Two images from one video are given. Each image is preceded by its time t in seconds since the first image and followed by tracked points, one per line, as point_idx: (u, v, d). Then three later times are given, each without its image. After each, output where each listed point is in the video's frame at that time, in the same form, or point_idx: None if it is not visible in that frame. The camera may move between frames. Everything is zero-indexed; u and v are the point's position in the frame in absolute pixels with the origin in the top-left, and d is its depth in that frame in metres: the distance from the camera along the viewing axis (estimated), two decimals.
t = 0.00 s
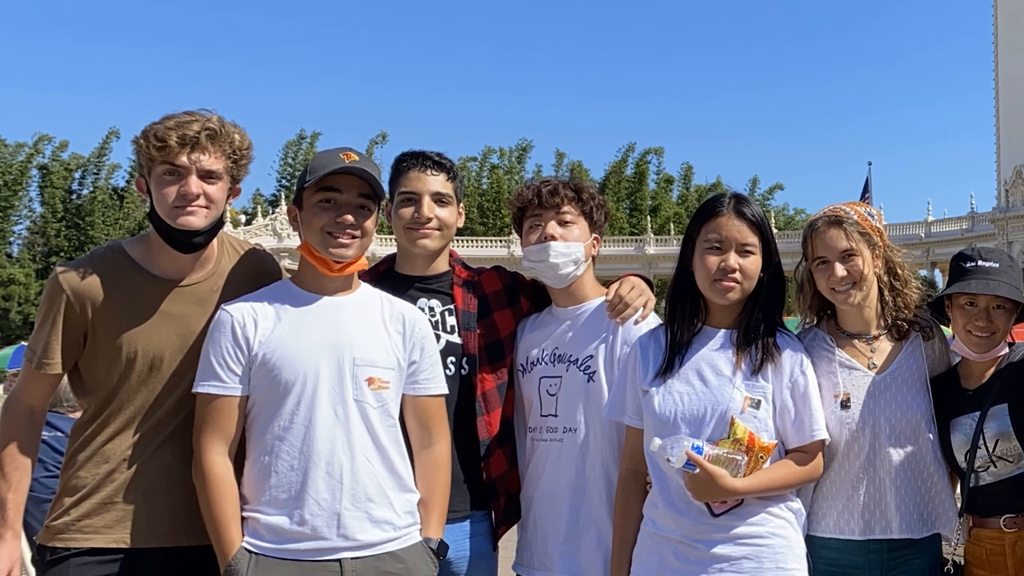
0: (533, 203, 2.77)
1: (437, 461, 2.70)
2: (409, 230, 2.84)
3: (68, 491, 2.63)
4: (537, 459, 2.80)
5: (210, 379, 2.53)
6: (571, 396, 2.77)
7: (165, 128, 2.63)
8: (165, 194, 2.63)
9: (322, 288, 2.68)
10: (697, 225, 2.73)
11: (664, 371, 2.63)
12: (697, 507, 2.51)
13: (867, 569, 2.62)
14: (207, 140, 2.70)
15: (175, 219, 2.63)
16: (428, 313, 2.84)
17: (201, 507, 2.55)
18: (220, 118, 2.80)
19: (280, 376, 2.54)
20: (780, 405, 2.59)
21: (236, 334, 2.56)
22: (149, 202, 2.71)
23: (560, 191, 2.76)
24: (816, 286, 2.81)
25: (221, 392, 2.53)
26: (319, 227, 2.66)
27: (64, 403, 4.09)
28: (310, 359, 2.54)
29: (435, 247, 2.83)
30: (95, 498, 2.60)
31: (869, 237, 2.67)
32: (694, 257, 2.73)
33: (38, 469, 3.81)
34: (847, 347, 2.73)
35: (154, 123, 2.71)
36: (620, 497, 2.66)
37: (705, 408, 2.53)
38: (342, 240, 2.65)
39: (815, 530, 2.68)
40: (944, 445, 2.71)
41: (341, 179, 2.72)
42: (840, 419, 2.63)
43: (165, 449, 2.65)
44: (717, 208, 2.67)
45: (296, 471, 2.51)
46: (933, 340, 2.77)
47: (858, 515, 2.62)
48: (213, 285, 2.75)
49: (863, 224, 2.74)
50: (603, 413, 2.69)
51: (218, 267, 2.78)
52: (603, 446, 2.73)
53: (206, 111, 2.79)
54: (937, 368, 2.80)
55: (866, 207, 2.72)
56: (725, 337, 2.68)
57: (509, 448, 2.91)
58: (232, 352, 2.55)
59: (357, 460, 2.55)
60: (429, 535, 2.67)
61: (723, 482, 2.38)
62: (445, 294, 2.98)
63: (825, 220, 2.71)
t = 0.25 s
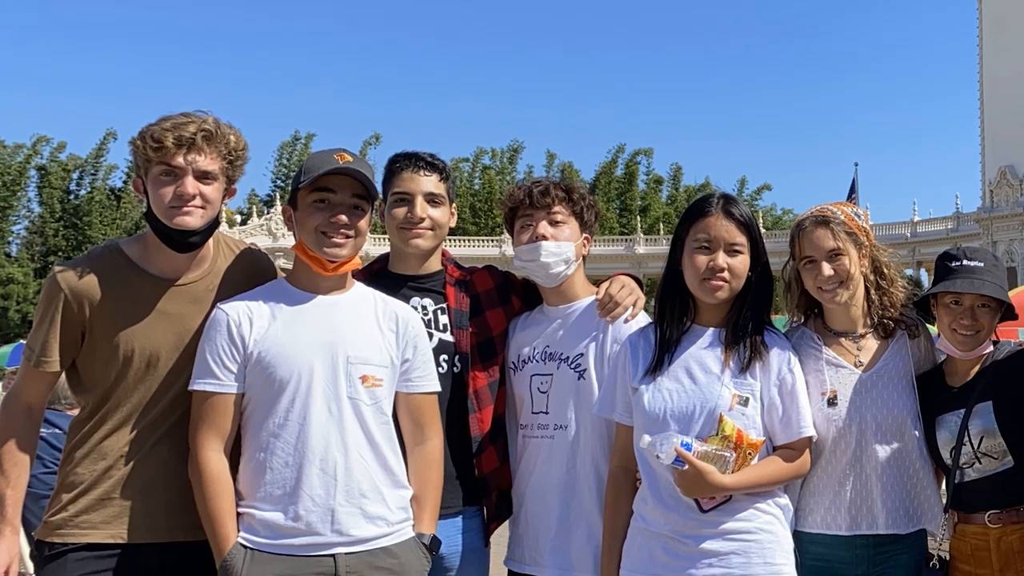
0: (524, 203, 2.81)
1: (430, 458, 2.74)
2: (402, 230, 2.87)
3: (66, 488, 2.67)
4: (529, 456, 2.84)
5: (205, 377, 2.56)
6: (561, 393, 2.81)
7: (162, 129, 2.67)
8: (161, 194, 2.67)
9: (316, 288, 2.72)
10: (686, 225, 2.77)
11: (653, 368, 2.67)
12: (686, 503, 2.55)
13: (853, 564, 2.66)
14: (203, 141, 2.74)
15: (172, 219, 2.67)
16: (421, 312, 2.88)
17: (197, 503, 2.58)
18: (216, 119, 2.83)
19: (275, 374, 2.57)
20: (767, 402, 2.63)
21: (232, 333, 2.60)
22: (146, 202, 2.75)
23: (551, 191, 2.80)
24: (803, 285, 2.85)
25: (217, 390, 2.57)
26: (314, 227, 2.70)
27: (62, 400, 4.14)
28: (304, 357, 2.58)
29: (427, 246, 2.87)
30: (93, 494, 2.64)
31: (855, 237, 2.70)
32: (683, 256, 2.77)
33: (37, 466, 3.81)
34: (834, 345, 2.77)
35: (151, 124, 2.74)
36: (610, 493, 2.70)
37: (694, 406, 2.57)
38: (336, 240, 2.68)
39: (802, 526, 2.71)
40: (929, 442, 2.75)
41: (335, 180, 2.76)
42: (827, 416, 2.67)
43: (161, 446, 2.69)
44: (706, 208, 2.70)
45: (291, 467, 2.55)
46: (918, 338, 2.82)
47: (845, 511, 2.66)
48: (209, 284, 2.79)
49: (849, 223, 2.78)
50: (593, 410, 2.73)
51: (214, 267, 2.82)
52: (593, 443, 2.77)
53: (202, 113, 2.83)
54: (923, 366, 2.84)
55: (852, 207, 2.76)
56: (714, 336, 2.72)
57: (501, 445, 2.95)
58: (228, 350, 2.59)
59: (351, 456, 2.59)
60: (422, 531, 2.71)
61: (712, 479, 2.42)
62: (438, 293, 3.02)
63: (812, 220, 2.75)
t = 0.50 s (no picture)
0: (515, 203, 2.84)
1: (422, 454, 2.78)
2: (395, 230, 2.91)
3: (64, 484, 2.71)
4: (520, 452, 2.88)
5: (201, 374, 2.60)
6: (552, 390, 2.85)
7: (158, 131, 2.71)
8: (158, 195, 2.71)
9: (310, 287, 2.76)
10: (675, 225, 2.81)
11: (642, 366, 2.71)
12: (675, 499, 2.59)
13: (840, 559, 2.70)
14: (199, 143, 2.78)
15: (168, 219, 2.70)
16: (414, 311, 2.92)
17: (193, 499, 2.62)
18: (212, 120, 2.87)
19: (269, 371, 2.61)
20: (755, 400, 2.66)
21: (227, 331, 2.64)
22: (143, 203, 2.79)
23: (542, 192, 2.84)
24: (790, 284, 2.89)
25: (213, 387, 2.61)
26: (308, 226, 2.73)
27: (60, 398, 4.21)
28: (299, 355, 2.62)
29: (420, 246, 2.91)
30: (90, 490, 2.67)
31: (842, 236, 2.74)
32: (672, 256, 2.80)
33: (35, 463, 3.91)
34: (821, 343, 2.81)
35: (147, 125, 2.78)
36: (600, 489, 2.74)
37: (683, 403, 2.61)
38: (331, 239, 2.73)
39: (790, 521, 2.76)
40: (915, 438, 2.79)
41: (329, 180, 2.80)
42: (814, 413, 2.71)
43: (157, 443, 2.73)
44: (694, 208, 2.74)
45: (286, 464, 2.59)
46: (904, 336, 2.86)
47: (832, 507, 2.70)
48: (205, 283, 2.83)
49: (836, 223, 2.82)
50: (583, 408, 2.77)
51: (210, 266, 2.86)
52: (583, 440, 2.81)
53: (198, 114, 2.87)
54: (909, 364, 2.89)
55: (839, 207, 2.80)
56: (703, 334, 2.76)
57: (492, 442, 2.99)
58: (223, 348, 2.63)
59: (345, 453, 2.63)
60: (415, 526, 2.75)
61: (700, 475, 2.46)
62: (430, 292, 3.06)
63: (799, 220, 2.78)
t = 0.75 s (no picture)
0: (507, 204, 2.88)
1: (415, 451, 2.82)
2: (388, 230, 2.95)
3: (62, 480, 2.75)
4: (511, 449, 2.92)
5: (197, 372, 2.64)
6: (543, 388, 2.89)
7: (155, 132, 2.75)
8: (155, 195, 2.75)
9: (304, 285, 2.80)
10: (664, 225, 2.85)
11: (632, 364, 2.75)
12: (664, 495, 2.63)
13: (827, 554, 2.74)
14: (195, 144, 2.82)
15: (164, 220, 2.74)
16: (407, 309, 2.96)
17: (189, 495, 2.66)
18: (207, 122, 2.91)
19: (264, 369, 2.65)
20: (743, 397, 2.70)
21: (223, 329, 2.68)
22: (140, 203, 2.83)
23: (533, 192, 2.88)
24: (778, 283, 2.93)
25: (208, 384, 2.64)
26: (302, 226, 2.77)
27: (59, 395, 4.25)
28: (293, 353, 2.66)
29: (413, 245, 2.95)
30: (88, 486, 2.71)
31: (829, 236, 2.78)
32: (662, 255, 2.84)
33: (34, 459, 3.97)
34: (808, 341, 2.85)
35: (144, 127, 2.82)
36: (590, 485, 2.78)
37: (671, 400, 2.65)
38: (324, 239, 2.76)
39: (777, 517, 2.80)
40: (900, 435, 2.83)
41: (323, 181, 2.84)
42: (801, 411, 2.75)
43: (154, 440, 2.77)
44: (683, 208, 2.78)
45: (280, 460, 2.63)
46: (890, 335, 2.91)
47: (819, 502, 2.74)
48: (201, 282, 2.87)
49: (823, 223, 2.86)
50: (574, 405, 2.81)
51: (206, 265, 2.90)
52: (574, 437, 2.86)
53: (194, 116, 2.91)
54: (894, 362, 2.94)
55: (826, 207, 2.84)
56: (691, 332, 2.80)
57: (484, 439, 3.03)
58: (219, 347, 2.67)
59: (338, 449, 2.67)
60: (408, 522, 2.79)
61: (689, 471, 2.50)
62: (423, 291, 3.10)
63: (787, 220, 2.82)
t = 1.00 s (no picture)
0: (498, 204, 2.92)
1: (407, 447, 2.86)
2: (381, 230, 2.99)
3: (60, 476, 2.79)
4: (503, 445, 2.97)
5: (193, 370, 2.68)
6: (534, 385, 2.93)
7: (151, 133, 2.79)
8: (151, 195, 2.78)
9: (299, 284, 2.84)
10: (653, 225, 2.89)
11: (621, 362, 2.79)
12: (653, 491, 2.67)
13: (813, 549, 2.78)
14: (191, 145, 2.86)
15: (161, 220, 2.78)
16: (400, 308, 3.00)
17: (185, 491, 2.70)
18: (203, 123, 2.95)
19: (259, 367, 2.69)
20: (731, 394, 2.75)
21: (218, 327, 2.72)
22: (136, 203, 2.87)
23: (524, 193, 2.92)
24: (765, 282, 2.97)
25: (204, 382, 2.68)
26: (297, 226, 2.81)
27: (57, 392, 4.31)
28: (288, 351, 2.70)
29: (406, 245, 2.99)
30: (85, 482, 2.76)
31: (815, 236, 2.82)
32: (651, 255, 2.88)
33: (32, 455, 4.03)
34: (795, 339, 2.89)
35: (141, 128, 2.86)
36: (580, 481, 2.82)
37: (660, 398, 2.69)
38: (318, 239, 2.81)
39: (765, 512, 2.83)
40: (886, 432, 2.88)
41: (317, 181, 2.88)
42: (788, 408, 2.79)
43: (150, 437, 2.81)
44: (672, 209, 2.82)
45: (275, 457, 2.67)
46: (875, 333, 2.95)
47: (805, 498, 2.78)
48: (197, 281, 2.91)
49: (809, 223, 2.90)
50: (564, 402, 2.85)
51: (201, 264, 2.95)
52: (564, 433, 2.90)
53: (190, 117, 2.95)
54: (880, 359, 2.98)
55: (812, 207, 2.88)
56: (680, 331, 2.84)
57: (476, 435, 3.07)
58: (214, 345, 2.71)
59: (332, 446, 2.71)
60: (401, 517, 2.84)
61: (677, 467, 2.54)
62: (415, 290, 3.14)
63: (774, 220, 2.86)
